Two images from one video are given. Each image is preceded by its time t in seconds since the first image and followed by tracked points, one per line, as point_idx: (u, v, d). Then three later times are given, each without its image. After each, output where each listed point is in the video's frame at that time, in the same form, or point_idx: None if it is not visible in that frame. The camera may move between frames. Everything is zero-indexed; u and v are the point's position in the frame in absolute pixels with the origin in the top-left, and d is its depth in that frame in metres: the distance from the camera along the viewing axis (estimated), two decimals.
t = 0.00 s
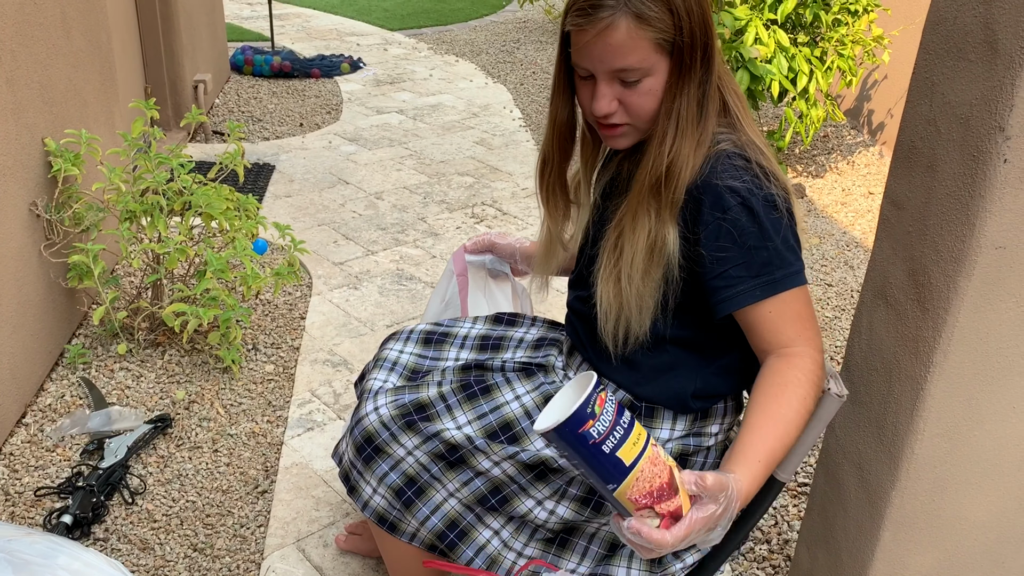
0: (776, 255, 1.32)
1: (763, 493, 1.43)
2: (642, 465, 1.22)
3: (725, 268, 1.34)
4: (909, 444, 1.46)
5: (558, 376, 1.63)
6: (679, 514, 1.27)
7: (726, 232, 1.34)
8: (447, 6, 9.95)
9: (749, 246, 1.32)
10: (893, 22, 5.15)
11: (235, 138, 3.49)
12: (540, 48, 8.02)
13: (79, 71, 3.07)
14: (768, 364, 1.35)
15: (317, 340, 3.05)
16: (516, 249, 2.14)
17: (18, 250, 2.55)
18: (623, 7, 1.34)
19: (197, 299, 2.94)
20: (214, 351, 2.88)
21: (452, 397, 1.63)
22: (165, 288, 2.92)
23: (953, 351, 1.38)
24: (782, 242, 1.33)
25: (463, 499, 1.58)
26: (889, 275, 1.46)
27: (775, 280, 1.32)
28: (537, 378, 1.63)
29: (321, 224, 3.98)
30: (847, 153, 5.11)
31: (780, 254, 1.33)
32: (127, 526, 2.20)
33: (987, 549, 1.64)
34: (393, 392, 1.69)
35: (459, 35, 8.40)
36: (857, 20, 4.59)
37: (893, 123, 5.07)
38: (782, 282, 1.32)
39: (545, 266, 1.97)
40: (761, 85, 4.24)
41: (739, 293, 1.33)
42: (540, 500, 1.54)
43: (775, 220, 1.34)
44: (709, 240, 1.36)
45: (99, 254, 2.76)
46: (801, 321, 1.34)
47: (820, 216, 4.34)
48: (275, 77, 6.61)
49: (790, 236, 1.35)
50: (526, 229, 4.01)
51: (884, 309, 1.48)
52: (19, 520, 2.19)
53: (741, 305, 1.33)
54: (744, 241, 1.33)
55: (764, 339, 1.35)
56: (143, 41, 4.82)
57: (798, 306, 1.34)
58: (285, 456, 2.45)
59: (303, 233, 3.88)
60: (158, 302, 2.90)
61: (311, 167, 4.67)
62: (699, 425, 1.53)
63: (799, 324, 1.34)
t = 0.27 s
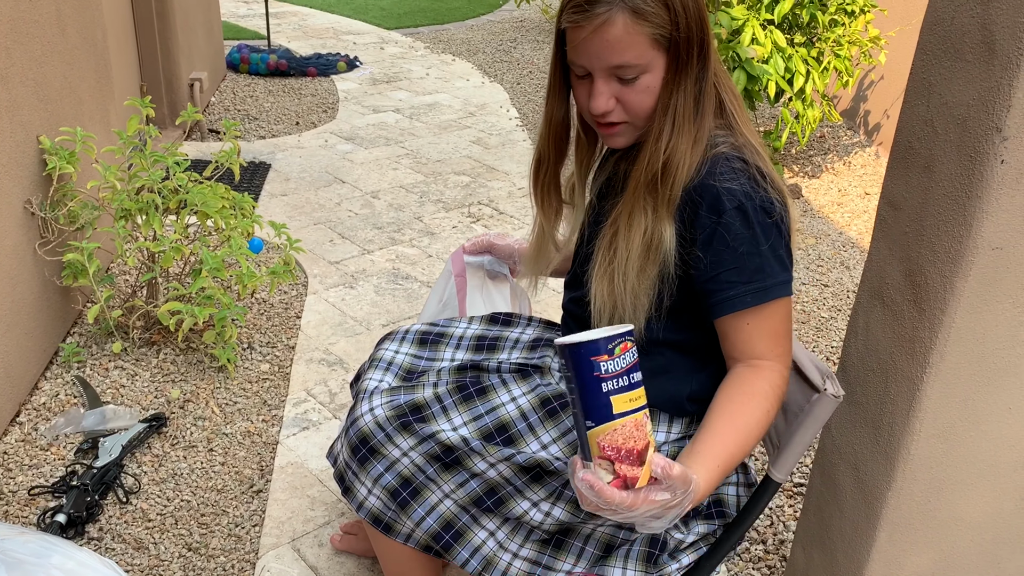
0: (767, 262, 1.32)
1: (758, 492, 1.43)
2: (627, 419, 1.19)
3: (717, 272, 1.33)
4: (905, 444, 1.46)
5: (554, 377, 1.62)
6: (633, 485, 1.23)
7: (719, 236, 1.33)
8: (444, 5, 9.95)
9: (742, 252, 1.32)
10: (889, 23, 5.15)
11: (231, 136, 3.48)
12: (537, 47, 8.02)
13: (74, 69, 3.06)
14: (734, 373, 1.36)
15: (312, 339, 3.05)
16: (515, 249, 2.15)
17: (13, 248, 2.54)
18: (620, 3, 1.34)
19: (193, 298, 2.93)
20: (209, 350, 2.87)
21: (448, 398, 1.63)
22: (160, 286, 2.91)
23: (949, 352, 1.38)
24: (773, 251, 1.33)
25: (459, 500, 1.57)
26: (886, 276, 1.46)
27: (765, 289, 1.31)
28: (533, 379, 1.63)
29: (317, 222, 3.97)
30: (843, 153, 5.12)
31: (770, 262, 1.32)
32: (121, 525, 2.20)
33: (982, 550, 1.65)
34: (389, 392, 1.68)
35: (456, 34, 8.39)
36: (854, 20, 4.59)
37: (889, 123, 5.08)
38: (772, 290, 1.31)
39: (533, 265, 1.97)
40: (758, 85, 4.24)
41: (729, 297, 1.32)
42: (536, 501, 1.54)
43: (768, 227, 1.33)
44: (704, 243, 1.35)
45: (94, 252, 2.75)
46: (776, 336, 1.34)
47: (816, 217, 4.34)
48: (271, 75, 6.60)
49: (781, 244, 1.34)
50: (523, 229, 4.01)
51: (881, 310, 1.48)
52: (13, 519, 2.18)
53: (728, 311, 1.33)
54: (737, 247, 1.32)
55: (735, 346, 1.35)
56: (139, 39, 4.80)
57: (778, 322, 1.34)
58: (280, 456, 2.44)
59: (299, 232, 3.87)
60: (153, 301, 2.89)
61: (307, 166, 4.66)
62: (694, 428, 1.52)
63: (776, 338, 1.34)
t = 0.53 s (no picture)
0: (761, 263, 1.31)
1: (758, 489, 1.42)
2: (606, 385, 1.21)
3: (711, 273, 1.33)
4: (906, 443, 1.46)
5: (554, 375, 1.62)
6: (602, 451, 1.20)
7: (714, 237, 1.33)
8: (445, 2, 9.94)
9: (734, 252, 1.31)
10: (890, 21, 5.15)
11: (231, 133, 3.47)
12: (537, 45, 8.01)
13: (75, 65, 3.05)
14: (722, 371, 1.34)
15: (312, 336, 3.04)
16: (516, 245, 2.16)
17: (13, 244, 2.54)
18: (618, 4, 1.33)
19: (192, 294, 2.93)
20: (209, 347, 2.87)
21: (448, 396, 1.63)
22: (160, 283, 2.91)
23: (950, 350, 1.38)
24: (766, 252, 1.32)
25: (458, 497, 1.57)
26: (888, 274, 1.46)
27: (755, 290, 1.30)
28: (533, 377, 1.63)
29: (317, 219, 3.96)
30: (844, 151, 5.11)
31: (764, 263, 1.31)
32: (120, 522, 2.19)
33: (983, 548, 1.65)
34: (388, 389, 1.68)
35: (456, 31, 8.38)
36: (855, 18, 4.59)
37: (890, 121, 5.07)
38: (765, 291, 1.30)
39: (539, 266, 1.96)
40: (758, 83, 4.24)
41: (722, 296, 1.32)
42: (535, 499, 1.54)
43: (762, 228, 1.33)
44: (699, 243, 1.36)
45: (93, 249, 2.75)
46: (768, 340, 1.33)
47: (817, 215, 4.34)
48: (271, 72, 6.59)
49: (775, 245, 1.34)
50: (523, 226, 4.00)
51: (882, 308, 1.48)
52: (12, 515, 2.18)
53: (718, 312, 1.33)
54: (730, 246, 1.32)
55: (724, 345, 1.34)
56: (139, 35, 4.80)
57: (771, 325, 1.33)
58: (280, 453, 2.44)
59: (299, 229, 3.86)
60: (153, 297, 2.89)
61: (307, 163, 4.66)
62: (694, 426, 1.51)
63: (767, 341, 1.33)
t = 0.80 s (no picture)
0: (762, 263, 1.31)
1: (763, 490, 1.43)
2: (565, 374, 1.27)
3: (711, 271, 1.33)
4: (911, 443, 1.46)
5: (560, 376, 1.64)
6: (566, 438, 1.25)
7: (715, 237, 1.33)
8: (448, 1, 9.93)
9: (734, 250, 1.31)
10: (894, 20, 5.14)
11: (235, 132, 3.47)
12: (541, 44, 8.00)
13: (79, 63, 3.05)
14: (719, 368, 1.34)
15: (316, 334, 3.04)
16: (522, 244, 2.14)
17: (17, 243, 2.54)
18: None
19: (196, 293, 2.93)
20: (212, 345, 2.87)
21: (452, 396, 1.63)
22: (163, 282, 2.91)
23: (956, 350, 1.37)
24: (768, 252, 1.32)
25: (462, 499, 1.57)
26: (893, 274, 1.46)
27: (754, 290, 1.30)
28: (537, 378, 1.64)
29: (320, 218, 3.96)
30: (848, 151, 5.10)
31: (766, 263, 1.31)
32: (124, 520, 2.19)
33: (988, 549, 1.64)
34: (392, 390, 1.68)
35: (459, 30, 8.38)
36: (859, 17, 4.58)
37: (894, 121, 5.06)
38: (765, 291, 1.30)
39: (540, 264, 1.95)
40: (762, 82, 4.23)
41: (721, 295, 1.32)
42: (540, 500, 1.55)
43: (764, 228, 1.32)
44: (700, 242, 1.35)
45: (97, 247, 2.75)
46: (768, 338, 1.32)
47: (821, 214, 4.33)
48: (275, 71, 6.59)
49: (778, 245, 1.33)
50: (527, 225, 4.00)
51: (887, 308, 1.48)
52: (16, 513, 2.18)
53: (718, 310, 1.33)
54: (731, 246, 1.31)
55: (724, 343, 1.34)
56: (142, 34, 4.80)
57: (770, 325, 1.32)
58: (283, 451, 2.44)
59: (302, 228, 3.86)
60: (156, 296, 2.89)
61: (310, 162, 4.66)
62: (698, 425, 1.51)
63: (767, 341, 1.32)
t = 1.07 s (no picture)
0: (695, 288, 1.28)
1: (766, 493, 1.43)
2: (456, 264, 1.60)
3: (654, 285, 1.33)
4: (915, 446, 1.46)
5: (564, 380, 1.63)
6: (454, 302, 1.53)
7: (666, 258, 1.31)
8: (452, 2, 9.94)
9: (675, 271, 1.30)
10: (899, 21, 5.14)
11: (239, 133, 3.47)
12: (545, 44, 8.01)
13: (83, 64, 3.06)
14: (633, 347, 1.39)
15: (319, 336, 3.05)
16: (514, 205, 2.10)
17: (22, 243, 2.55)
18: None
19: (200, 294, 2.93)
20: (216, 346, 2.88)
21: (456, 400, 1.63)
22: (167, 283, 2.92)
23: (960, 353, 1.37)
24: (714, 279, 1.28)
25: (466, 506, 1.57)
26: (897, 277, 1.46)
27: (680, 311, 1.29)
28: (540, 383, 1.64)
29: (324, 219, 3.97)
30: (852, 152, 5.10)
31: (704, 290, 1.28)
32: (128, 521, 2.20)
33: (992, 552, 1.64)
34: (395, 395, 1.67)
35: (463, 31, 8.39)
36: (863, 18, 4.58)
37: (899, 122, 5.05)
38: (688, 314, 1.28)
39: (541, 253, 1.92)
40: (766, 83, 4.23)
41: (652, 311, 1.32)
42: (544, 507, 1.56)
43: (709, 256, 1.28)
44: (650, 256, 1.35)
45: (101, 248, 2.76)
46: (667, 355, 1.33)
47: (825, 215, 4.33)
48: (279, 72, 6.60)
49: (726, 275, 1.29)
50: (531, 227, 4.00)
51: (891, 310, 1.47)
52: (21, 514, 2.19)
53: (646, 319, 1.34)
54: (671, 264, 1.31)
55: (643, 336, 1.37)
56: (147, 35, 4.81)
57: (676, 349, 1.32)
58: (287, 452, 2.44)
59: (306, 229, 3.87)
60: (160, 297, 2.90)
61: (314, 162, 4.67)
62: (701, 431, 1.53)
63: (664, 361, 1.33)
